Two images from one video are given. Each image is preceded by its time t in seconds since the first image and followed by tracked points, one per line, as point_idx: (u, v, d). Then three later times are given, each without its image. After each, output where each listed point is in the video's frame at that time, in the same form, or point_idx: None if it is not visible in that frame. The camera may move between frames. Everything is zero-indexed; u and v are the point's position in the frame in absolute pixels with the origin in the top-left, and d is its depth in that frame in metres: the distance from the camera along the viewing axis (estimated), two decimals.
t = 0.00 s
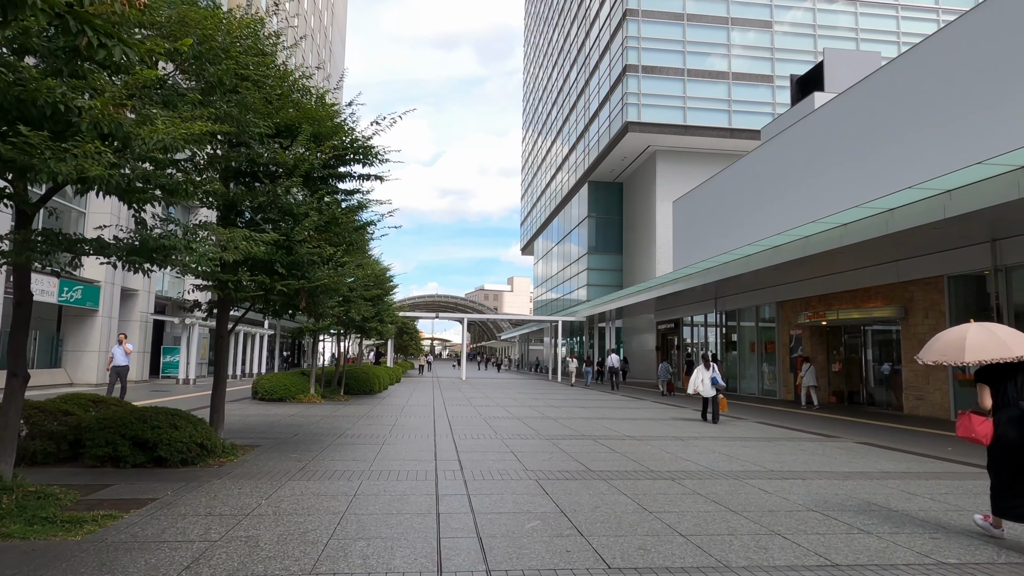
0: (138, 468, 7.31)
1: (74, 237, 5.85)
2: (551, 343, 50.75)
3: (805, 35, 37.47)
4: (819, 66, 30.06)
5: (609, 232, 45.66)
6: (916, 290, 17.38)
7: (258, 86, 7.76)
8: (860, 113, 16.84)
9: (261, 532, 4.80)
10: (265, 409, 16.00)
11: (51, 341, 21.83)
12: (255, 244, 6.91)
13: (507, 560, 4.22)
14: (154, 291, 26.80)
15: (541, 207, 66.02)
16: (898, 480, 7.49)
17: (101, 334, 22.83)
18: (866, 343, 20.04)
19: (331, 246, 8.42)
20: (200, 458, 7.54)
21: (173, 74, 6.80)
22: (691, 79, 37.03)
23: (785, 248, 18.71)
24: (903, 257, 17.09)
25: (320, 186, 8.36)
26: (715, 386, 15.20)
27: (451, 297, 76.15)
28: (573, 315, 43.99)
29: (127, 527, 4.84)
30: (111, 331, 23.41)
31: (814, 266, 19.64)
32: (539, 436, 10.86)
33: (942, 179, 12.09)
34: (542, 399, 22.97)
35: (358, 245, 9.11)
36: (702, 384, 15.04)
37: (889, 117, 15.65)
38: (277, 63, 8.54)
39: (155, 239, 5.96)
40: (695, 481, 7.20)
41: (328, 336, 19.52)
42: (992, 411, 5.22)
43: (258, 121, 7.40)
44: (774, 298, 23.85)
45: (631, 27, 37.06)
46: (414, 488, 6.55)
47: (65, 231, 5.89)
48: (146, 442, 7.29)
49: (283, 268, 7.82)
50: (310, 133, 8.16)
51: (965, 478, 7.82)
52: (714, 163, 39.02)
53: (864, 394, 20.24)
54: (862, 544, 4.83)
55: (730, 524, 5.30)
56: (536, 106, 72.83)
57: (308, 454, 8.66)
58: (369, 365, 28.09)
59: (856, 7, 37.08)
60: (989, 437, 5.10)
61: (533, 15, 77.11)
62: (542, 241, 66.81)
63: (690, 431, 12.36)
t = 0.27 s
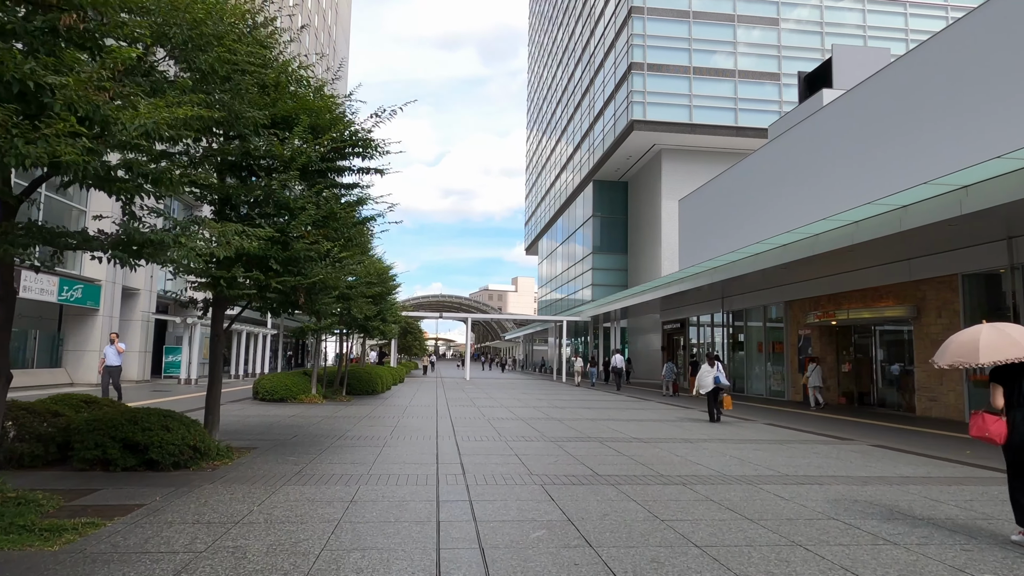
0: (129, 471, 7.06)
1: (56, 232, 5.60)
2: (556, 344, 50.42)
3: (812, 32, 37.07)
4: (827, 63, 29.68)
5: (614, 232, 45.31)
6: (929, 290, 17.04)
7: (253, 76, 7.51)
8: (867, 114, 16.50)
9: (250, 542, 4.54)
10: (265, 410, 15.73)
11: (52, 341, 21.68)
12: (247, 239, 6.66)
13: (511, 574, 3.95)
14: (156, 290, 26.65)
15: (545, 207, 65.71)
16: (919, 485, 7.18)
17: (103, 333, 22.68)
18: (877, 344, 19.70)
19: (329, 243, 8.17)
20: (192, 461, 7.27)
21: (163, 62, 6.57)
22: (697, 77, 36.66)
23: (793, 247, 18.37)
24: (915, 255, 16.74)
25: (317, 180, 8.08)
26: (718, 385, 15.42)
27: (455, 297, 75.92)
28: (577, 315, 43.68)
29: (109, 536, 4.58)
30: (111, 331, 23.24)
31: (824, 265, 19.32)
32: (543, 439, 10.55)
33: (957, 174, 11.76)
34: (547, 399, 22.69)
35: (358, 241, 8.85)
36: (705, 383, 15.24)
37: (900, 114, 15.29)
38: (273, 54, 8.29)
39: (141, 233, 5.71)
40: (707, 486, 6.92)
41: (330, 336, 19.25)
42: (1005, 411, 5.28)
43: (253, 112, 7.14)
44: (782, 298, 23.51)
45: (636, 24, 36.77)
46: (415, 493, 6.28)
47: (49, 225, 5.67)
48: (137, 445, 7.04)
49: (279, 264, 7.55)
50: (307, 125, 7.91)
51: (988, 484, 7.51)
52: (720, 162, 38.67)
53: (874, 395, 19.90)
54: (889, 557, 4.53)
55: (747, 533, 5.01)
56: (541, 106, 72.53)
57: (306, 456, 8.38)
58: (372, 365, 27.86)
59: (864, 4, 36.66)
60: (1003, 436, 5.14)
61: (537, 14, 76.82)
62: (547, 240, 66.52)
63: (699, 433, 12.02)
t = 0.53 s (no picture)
0: (114, 477, 6.77)
1: (31, 227, 5.31)
2: (559, 344, 50.06)
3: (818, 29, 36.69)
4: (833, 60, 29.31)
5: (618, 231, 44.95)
6: (941, 289, 16.67)
7: (241, 67, 7.20)
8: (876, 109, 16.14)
9: (232, 556, 4.23)
10: (262, 411, 15.44)
11: (50, 341, 21.45)
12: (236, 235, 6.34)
13: None
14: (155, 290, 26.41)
15: (548, 206, 65.36)
16: (940, 492, 6.85)
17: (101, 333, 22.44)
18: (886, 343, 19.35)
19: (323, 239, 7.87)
20: (181, 466, 6.97)
21: (146, 50, 6.30)
22: (702, 75, 36.30)
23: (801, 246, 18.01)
24: (926, 253, 16.36)
25: (311, 175, 7.77)
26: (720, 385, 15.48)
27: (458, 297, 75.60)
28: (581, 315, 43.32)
29: (80, 550, 4.28)
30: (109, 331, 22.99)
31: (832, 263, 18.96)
32: (546, 442, 10.23)
33: (973, 169, 11.39)
34: (550, 400, 22.35)
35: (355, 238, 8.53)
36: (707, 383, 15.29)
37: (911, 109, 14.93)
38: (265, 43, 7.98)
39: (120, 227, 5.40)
40: (718, 493, 6.59)
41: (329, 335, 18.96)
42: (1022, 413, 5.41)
43: (240, 102, 6.82)
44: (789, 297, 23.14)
45: (640, 22, 36.42)
46: (411, 501, 5.98)
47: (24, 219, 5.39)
48: (122, 449, 6.74)
49: (271, 261, 7.24)
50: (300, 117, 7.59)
51: (1012, 491, 7.17)
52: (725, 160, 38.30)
53: (884, 395, 19.53)
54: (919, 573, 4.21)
55: (764, 547, 4.69)
56: (544, 105, 72.22)
57: (300, 460, 8.08)
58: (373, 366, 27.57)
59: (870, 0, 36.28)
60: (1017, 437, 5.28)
61: (540, 13, 76.50)
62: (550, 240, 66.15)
63: (706, 435, 11.70)
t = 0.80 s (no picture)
0: (95, 481, 6.47)
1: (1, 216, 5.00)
2: (562, 343, 49.70)
3: (823, 25, 36.28)
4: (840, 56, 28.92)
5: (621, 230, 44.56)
6: (954, 286, 16.31)
7: (227, 51, 6.89)
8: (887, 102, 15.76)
9: (208, 570, 3.92)
10: (260, 411, 15.16)
11: (46, 340, 21.18)
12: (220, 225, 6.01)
13: None
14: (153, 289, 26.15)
15: (552, 205, 64.98)
16: (963, 498, 6.51)
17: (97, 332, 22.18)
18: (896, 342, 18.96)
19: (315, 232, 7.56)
20: (165, 469, 6.66)
21: (126, 32, 6.00)
22: (706, 72, 35.95)
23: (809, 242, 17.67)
24: (939, 250, 15.97)
25: (303, 165, 7.45)
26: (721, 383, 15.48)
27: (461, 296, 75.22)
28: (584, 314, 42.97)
29: (43, 564, 3.96)
30: (107, 330, 22.77)
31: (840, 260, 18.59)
32: (549, 444, 9.90)
33: (988, 162, 11.01)
34: (553, 400, 22.04)
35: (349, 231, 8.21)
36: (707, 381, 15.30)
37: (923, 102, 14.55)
38: (255, 28, 7.67)
39: (94, 215, 5.08)
40: (728, 498, 6.25)
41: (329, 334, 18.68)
42: None
43: (227, 87, 6.52)
44: (795, 295, 22.77)
45: (644, 18, 36.02)
46: (406, 507, 5.66)
47: None
48: (103, 452, 6.44)
49: (259, 254, 6.88)
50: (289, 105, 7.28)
51: None
52: (729, 158, 37.92)
53: (894, 395, 19.15)
54: None
55: (782, 559, 4.36)
56: (547, 104, 71.85)
57: (292, 464, 7.75)
58: (374, 366, 27.27)
59: None
60: None
61: (543, 12, 76.17)
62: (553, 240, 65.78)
63: (713, 437, 11.35)
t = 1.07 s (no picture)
0: (80, 485, 6.20)
1: None
2: (566, 343, 49.39)
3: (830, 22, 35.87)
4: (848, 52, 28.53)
5: (626, 228, 44.22)
6: (967, 284, 15.97)
7: (218, 39, 6.62)
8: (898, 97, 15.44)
9: None
10: (260, 411, 14.92)
11: (45, 338, 20.98)
12: (210, 218, 5.75)
13: None
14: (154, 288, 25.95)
15: (555, 204, 64.70)
16: (990, 504, 6.20)
17: (97, 330, 21.97)
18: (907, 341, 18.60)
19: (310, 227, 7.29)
20: (154, 473, 6.39)
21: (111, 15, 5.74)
22: (711, 69, 35.59)
23: (817, 240, 17.35)
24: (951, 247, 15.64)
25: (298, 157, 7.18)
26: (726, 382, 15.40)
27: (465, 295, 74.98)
28: (588, 313, 42.66)
29: None
30: (107, 328, 22.59)
31: (849, 258, 18.27)
32: (554, 445, 9.62)
33: (1006, 155, 10.67)
34: (557, 399, 21.77)
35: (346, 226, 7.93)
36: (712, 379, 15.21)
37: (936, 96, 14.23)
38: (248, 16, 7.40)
39: (72, 205, 4.82)
40: (742, 504, 5.96)
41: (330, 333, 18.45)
42: None
43: (218, 75, 6.26)
44: (803, 293, 22.43)
45: (649, 15, 35.68)
46: (404, 514, 5.40)
47: None
48: (89, 455, 6.17)
49: (252, 249, 6.63)
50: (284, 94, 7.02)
51: None
52: (735, 156, 37.55)
53: (905, 395, 18.81)
54: None
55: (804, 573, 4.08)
56: (551, 102, 71.53)
57: (287, 467, 7.47)
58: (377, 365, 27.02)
59: None
60: None
61: (547, 10, 75.83)
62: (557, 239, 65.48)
63: (723, 438, 11.05)
